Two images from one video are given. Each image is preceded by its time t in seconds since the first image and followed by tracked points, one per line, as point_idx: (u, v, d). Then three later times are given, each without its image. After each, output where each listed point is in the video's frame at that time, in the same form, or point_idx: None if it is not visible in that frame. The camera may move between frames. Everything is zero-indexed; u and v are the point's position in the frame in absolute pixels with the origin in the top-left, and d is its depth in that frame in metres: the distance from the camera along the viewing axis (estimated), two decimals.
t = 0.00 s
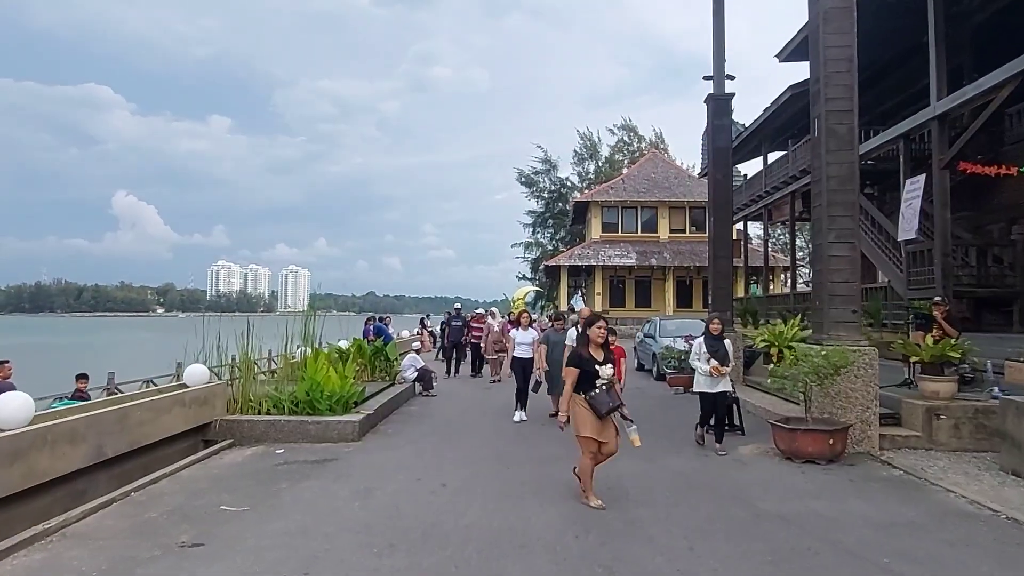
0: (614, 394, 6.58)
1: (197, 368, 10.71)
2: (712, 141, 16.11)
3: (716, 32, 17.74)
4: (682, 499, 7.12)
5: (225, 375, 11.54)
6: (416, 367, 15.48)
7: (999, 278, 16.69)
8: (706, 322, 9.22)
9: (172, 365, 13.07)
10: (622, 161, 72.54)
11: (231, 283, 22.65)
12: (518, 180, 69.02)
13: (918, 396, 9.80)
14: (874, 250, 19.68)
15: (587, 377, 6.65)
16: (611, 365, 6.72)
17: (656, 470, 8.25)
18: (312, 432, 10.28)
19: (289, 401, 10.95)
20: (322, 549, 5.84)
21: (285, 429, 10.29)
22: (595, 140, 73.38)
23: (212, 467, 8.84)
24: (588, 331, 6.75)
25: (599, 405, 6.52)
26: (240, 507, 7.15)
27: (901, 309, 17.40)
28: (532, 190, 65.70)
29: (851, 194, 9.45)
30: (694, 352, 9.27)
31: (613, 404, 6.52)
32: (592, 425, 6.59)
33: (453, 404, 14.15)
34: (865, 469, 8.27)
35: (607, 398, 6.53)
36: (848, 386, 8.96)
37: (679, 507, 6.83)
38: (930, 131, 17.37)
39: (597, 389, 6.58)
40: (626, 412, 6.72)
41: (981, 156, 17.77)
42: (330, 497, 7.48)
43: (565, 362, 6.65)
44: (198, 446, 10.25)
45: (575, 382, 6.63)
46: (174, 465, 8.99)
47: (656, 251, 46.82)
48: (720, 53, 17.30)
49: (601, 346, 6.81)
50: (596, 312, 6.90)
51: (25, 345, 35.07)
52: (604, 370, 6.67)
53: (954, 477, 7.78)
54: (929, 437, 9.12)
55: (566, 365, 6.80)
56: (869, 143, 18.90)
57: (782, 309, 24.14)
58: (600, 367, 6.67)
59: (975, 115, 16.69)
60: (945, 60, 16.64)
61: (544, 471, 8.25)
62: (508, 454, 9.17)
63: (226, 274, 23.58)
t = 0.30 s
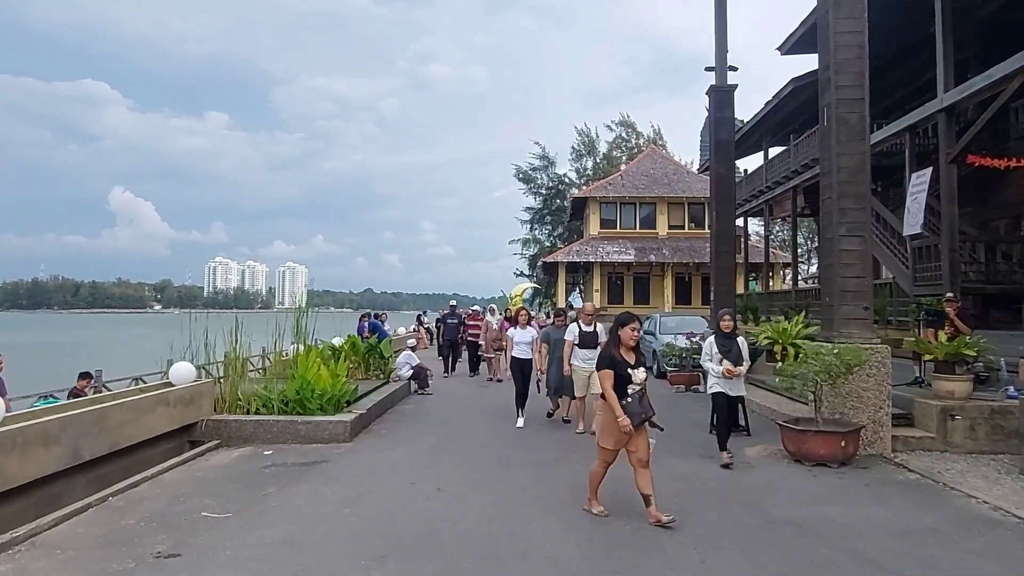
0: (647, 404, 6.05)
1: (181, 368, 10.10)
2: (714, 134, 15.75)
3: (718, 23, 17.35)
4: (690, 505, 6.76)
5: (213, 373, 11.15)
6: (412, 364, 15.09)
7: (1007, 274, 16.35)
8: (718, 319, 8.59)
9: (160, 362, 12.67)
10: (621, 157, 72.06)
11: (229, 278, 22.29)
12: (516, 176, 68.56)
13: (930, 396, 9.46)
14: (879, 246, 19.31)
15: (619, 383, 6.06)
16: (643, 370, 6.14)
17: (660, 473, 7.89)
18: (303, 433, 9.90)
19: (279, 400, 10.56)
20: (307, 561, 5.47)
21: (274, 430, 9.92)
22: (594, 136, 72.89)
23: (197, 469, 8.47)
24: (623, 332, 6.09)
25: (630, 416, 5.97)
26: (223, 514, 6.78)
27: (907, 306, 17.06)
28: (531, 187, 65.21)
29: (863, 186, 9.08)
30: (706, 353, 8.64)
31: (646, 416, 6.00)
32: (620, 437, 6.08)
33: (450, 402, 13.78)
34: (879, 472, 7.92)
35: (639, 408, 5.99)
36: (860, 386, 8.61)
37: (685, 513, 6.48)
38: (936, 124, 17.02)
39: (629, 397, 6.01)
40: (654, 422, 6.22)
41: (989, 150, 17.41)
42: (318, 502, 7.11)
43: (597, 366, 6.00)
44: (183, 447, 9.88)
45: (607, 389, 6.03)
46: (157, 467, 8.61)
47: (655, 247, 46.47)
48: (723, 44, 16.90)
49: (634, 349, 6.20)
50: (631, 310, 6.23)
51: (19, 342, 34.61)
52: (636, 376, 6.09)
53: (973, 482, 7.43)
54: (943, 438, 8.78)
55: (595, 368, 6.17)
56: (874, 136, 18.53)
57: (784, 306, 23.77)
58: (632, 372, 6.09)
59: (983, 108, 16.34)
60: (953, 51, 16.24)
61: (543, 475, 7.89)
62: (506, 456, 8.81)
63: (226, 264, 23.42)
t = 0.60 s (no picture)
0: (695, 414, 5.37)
1: (169, 371, 9.70)
2: (720, 129, 15.34)
3: (723, 16, 16.94)
4: (700, 518, 6.38)
5: (202, 375, 10.76)
6: (410, 365, 14.71)
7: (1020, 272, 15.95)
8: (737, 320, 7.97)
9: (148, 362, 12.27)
10: (621, 154, 71.63)
11: (228, 276, 21.67)
12: (517, 173, 68.12)
13: (948, 400, 9.08)
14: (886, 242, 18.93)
15: (662, 388, 5.42)
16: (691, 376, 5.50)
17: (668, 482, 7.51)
18: (294, 438, 9.52)
19: (271, 403, 10.18)
20: None
21: (265, 435, 9.54)
22: (594, 133, 72.43)
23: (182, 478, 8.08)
24: (670, 335, 5.49)
25: (676, 426, 5.30)
26: (205, 527, 6.40)
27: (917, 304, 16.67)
28: (531, 184, 64.76)
29: (879, 180, 8.67)
30: (724, 356, 7.88)
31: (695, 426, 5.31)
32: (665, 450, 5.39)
33: (448, 404, 13.39)
34: (898, 481, 7.53)
35: (686, 417, 5.32)
36: (877, 389, 8.22)
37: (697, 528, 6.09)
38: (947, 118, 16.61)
39: (674, 404, 5.36)
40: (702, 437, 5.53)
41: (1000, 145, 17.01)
42: (307, 514, 6.73)
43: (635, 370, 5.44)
44: (171, 453, 9.49)
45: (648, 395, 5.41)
46: (142, 475, 8.23)
47: (657, 244, 46.04)
48: (729, 36, 16.47)
49: (682, 354, 5.57)
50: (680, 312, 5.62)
51: (18, 339, 34.35)
52: (683, 382, 5.45)
53: (998, 492, 7.05)
54: (963, 444, 8.40)
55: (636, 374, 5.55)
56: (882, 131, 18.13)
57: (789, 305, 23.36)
58: (678, 378, 5.45)
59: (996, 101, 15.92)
60: (965, 43, 15.79)
61: (545, 485, 7.51)
62: (506, 464, 8.42)
63: (225, 263, 22.57)
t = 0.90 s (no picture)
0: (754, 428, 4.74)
1: (159, 371, 9.36)
2: (725, 121, 14.98)
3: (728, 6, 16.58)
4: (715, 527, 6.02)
5: (194, 375, 10.42)
6: (408, 364, 14.38)
7: None
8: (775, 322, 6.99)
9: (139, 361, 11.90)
10: (621, 152, 71.18)
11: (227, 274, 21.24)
12: (517, 171, 67.79)
13: (969, 399, 8.72)
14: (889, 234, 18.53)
15: (713, 402, 4.75)
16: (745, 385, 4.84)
17: (679, 487, 7.15)
18: (288, 441, 9.16)
19: (263, 405, 9.81)
20: None
21: (257, 438, 9.18)
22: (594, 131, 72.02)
23: (168, 484, 7.72)
24: (720, 340, 4.79)
25: (734, 442, 4.66)
26: (190, 536, 6.06)
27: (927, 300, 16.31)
28: (530, 182, 64.34)
29: (897, 170, 8.29)
30: (758, 362, 6.88)
31: (755, 442, 4.68)
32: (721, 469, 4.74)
33: (449, 404, 13.03)
34: (920, 485, 7.17)
35: (745, 432, 4.68)
36: (896, 389, 7.83)
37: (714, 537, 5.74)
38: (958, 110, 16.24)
39: (729, 418, 4.71)
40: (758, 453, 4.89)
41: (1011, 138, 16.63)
42: (298, 521, 6.39)
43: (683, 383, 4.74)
44: (159, 456, 9.17)
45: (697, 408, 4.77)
46: (127, 480, 7.88)
47: (658, 242, 45.66)
48: (734, 27, 16.11)
49: (732, 360, 4.89)
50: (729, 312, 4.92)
51: (18, 340, 34.08)
52: (737, 392, 4.78)
53: None
54: (985, 445, 8.03)
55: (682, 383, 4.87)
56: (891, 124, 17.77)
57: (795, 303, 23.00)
58: (730, 388, 4.78)
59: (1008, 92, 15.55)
60: (976, 33, 15.40)
61: (549, 490, 7.15)
62: (509, 467, 8.07)
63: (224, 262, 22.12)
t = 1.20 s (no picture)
0: (821, 445, 4.01)
1: (147, 375, 9.00)
2: (731, 114, 14.62)
3: None
4: (734, 542, 5.65)
5: (184, 379, 10.05)
6: (406, 365, 14.01)
7: None
8: (818, 318, 5.88)
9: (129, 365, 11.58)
10: (620, 149, 70.78)
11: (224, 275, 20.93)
12: (515, 168, 67.41)
13: (990, 400, 8.36)
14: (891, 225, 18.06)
15: (774, 414, 4.05)
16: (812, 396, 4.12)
17: (692, 497, 6.79)
18: (281, 448, 8.79)
19: (256, 410, 9.43)
20: None
21: (248, 445, 8.82)
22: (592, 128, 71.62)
23: (153, 496, 7.35)
24: (782, 342, 4.07)
25: (798, 463, 3.95)
26: (173, 554, 5.69)
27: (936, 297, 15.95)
28: (529, 180, 63.94)
29: (916, 162, 7.93)
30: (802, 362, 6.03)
31: (823, 462, 3.95)
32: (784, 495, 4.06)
33: (448, 407, 12.65)
34: (945, 492, 6.81)
35: (810, 450, 3.96)
36: (917, 390, 7.48)
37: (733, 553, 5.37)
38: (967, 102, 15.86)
39: (792, 434, 4.00)
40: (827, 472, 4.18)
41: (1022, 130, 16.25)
42: (290, 537, 6.02)
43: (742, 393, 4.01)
44: (146, 465, 8.82)
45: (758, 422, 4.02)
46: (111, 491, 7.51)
47: (658, 239, 45.29)
48: (738, 19, 15.72)
49: (796, 366, 4.17)
50: (792, 311, 4.21)
51: (12, 341, 33.74)
52: (802, 404, 4.07)
53: None
54: (1009, 449, 7.68)
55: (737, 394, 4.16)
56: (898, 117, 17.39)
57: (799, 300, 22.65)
58: (795, 399, 4.06)
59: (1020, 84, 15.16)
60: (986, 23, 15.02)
61: (555, 500, 6.79)
62: (512, 476, 7.70)
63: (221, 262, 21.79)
